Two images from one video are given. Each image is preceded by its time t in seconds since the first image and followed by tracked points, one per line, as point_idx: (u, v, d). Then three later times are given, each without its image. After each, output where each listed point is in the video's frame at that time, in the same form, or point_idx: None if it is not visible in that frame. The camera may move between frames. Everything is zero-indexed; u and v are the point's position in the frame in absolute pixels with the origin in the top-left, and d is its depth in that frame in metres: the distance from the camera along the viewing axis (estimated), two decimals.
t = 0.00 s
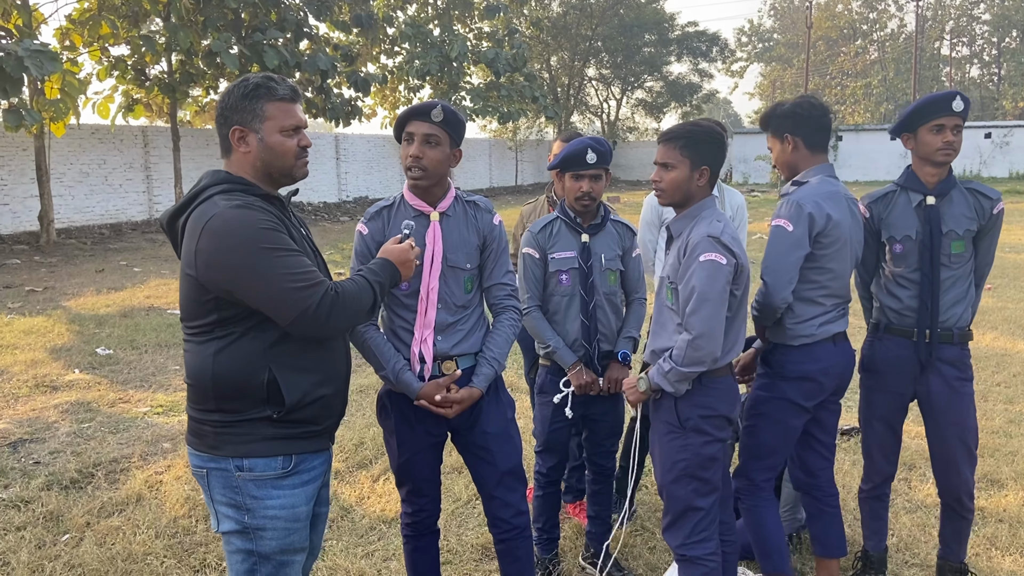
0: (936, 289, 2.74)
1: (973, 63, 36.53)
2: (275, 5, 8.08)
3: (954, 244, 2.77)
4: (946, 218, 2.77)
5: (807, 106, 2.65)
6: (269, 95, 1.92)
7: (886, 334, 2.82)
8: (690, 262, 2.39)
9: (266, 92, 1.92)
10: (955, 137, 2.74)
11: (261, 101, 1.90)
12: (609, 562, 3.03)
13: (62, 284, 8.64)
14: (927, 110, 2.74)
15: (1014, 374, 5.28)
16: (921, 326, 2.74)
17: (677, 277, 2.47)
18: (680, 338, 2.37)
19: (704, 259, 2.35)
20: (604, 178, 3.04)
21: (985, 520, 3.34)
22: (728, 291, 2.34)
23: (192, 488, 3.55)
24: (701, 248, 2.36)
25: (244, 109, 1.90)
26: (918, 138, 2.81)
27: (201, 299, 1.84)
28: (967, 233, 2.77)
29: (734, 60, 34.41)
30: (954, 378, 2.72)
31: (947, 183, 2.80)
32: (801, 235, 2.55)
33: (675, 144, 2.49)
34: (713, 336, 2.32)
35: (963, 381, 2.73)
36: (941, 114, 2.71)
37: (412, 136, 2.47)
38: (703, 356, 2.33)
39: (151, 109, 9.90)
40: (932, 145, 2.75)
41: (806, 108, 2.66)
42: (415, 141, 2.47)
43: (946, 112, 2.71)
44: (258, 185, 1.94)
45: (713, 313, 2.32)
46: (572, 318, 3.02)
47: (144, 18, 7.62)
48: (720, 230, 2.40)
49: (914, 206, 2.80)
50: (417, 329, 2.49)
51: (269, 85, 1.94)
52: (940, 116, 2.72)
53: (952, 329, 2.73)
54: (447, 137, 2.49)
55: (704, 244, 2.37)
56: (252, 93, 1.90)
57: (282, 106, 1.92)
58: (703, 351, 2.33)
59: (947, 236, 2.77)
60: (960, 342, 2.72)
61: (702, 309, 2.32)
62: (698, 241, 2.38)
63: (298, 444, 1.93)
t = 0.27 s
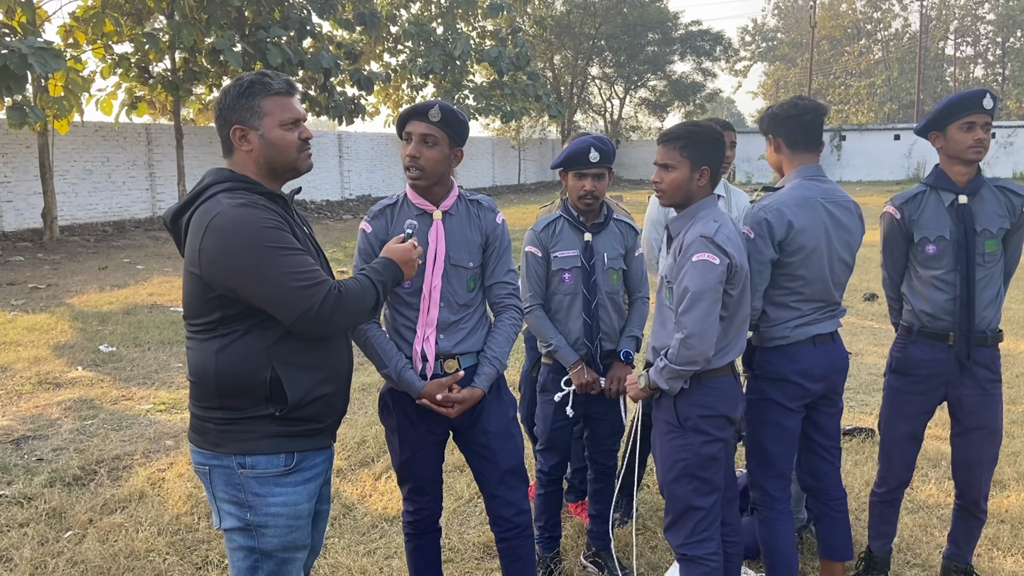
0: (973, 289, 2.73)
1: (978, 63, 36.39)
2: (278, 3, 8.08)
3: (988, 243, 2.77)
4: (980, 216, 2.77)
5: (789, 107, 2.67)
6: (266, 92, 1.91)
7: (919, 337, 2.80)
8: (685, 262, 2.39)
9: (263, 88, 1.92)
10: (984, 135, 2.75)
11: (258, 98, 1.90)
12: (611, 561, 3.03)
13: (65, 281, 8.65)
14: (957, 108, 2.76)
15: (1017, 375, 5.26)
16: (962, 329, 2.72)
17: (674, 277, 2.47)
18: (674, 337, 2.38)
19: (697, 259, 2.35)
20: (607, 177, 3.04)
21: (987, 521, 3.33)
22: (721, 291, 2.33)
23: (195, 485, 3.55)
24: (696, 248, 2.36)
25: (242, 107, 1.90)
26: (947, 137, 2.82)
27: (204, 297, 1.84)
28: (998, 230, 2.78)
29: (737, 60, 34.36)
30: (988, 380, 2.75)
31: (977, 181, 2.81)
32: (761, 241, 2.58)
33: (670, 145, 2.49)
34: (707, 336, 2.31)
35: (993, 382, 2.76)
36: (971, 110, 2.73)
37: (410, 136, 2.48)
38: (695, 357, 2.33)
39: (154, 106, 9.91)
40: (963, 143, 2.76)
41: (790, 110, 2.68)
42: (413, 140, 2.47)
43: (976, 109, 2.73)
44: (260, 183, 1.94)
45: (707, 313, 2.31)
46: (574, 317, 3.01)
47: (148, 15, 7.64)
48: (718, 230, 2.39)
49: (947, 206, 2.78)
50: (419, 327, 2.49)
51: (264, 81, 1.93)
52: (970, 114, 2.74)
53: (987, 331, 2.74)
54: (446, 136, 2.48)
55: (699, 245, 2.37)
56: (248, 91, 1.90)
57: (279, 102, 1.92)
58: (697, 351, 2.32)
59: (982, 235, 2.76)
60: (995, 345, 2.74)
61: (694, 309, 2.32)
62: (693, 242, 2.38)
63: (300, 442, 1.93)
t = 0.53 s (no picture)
0: (995, 289, 2.73)
1: (983, 63, 36.23)
2: (283, 1, 8.09)
3: (1010, 243, 2.79)
4: (1002, 216, 2.78)
5: (764, 113, 2.67)
6: (278, 93, 1.92)
7: (936, 335, 2.80)
8: (681, 263, 2.39)
9: (275, 89, 1.92)
10: (1007, 134, 2.75)
11: (270, 99, 1.91)
12: (614, 560, 3.03)
13: (70, 278, 8.68)
14: (982, 107, 2.75)
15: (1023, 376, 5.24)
16: (985, 329, 2.72)
17: (671, 277, 2.48)
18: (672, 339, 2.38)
19: (692, 261, 2.35)
20: (612, 177, 3.04)
21: (991, 522, 3.32)
22: (717, 291, 2.33)
23: (199, 482, 3.56)
24: (690, 248, 2.36)
25: (253, 106, 1.90)
26: (970, 136, 2.81)
27: (209, 295, 1.85)
28: (1018, 230, 2.80)
29: (741, 59, 34.28)
30: (1000, 380, 2.77)
31: (999, 182, 2.82)
32: (761, 243, 2.56)
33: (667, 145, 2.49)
34: (705, 337, 2.31)
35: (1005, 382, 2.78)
36: (995, 110, 2.73)
37: (415, 135, 2.48)
38: (693, 357, 2.33)
39: (159, 104, 9.93)
40: (987, 142, 2.76)
41: (764, 117, 2.69)
42: (418, 140, 2.47)
43: (1000, 108, 2.73)
44: (267, 183, 1.94)
45: (704, 313, 2.31)
46: (578, 316, 3.01)
47: (153, 13, 7.65)
48: (714, 231, 2.39)
49: (970, 204, 2.79)
50: (424, 326, 2.50)
51: (278, 82, 1.94)
52: (995, 113, 2.73)
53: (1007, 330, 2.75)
54: (451, 135, 2.49)
55: (693, 247, 2.37)
56: (261, 91, 1.91)
57: (291, 104, 1.93)
58: (695, 352, 2.32)
59: (1004, 234, 2.78)
60: (1009, 344, 2.76)
61: (691, 311, 2.32)
62: (688, 243, 2.38)
63: (306, 440, 1.93)
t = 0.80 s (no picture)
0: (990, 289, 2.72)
1: (989, 63, 36.09)
2: None
3: (1009, 243, 2.75)
4: (1002, 216, 2.75)
5: (772, 113, 2.67)
6: (281, 90, 1.92)
7: (931, 334, 2.81)
8: (679, 261, 2.39)
9: (278, 87, 1.92)
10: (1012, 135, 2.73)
11: (274, 96, 1.91)
12: (617, 559, 3.03)
13: (75, 275, 8.70)
14: (987, 106, 2.73)
15: None
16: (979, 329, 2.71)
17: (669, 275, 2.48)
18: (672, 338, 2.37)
19: (690, 260, 2.34)
20: (617, 176, 3.04)
21: (995, 522, 3.31)
22: (715, 290, 2.32)
23: (203, 479, 3.57)
24: (687, 248, 2.36)
25: (256, 103, 1.90)
26: (974, 135, 2.79)
27: (214, 293, 1.85)
28: (1021, 231, 2.76)
29: (746, 58, 34.21)
30: (996, 382, 2.76)
31: (1002, 181, 2.79)
32: (765, 244, 2.55)
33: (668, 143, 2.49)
34: (704, 337, 2.31)
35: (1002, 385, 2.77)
36: (1000, 110, 2.70)
37: (421, 133, 2.47)
38: (693, 356, 2.33)
39: (165, 101, 9.94)
40: (990, 142, 2.74)
41: (772, 117, 2.69)
42: (423, 138, 2.47)
43: (1006, 109, 2.70)
44: (272, 179, 1.94)
45: (702, 312, 2.31)
46: (583, 315, 3.01)
47: (158, 11, 7.66)
48: (714, 230, 2.38)
49: (970, 203, 2.77)
50: (427, 324, 2.49)
51: (281, 79, 1.94)
52: (1000, 113, 2.71)
53: (1005, 332, 2.73)
54: (457, 133, 2.49)
55: (691, 245, 2.36)
56: (264, 88, 1.91)
57: (295, 101, 1.93)
58: (694, 351, 2.32)
59: (1003, 234, 2.75)
60: (1005, 346, 2.74)
61: (689, 310, 2.32)
62: (686, 242, 2.38)
63: (309, 437, 1.93)
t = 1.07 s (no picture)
0: (981, 290, 2.71)
1: (995, 63, 35.93)
2: None
3: (1000, 243, 2.73)
4: (991, 216, 2.74)
5: (788, 110, 2.65)
6: (284, 88, 1.92)
7: (925, 337, 2.81)
8: (678, 260, 2.40)
9: (281, 85, 1.92)
10: (1004, 137, 2.72)
11: (276, 94, 1.90)
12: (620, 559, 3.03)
13: (79, 272, 8.72)
14: (979, 107, 2.73)
15: None
16: (967, 329, 2.71)
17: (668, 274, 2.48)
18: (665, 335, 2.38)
19: (688, 259, 2.34)
20: (622, 175, 3.03)
21: (998, 524, 3.29)
22: (712, 290, 2.32)
23: (207, 477, 3.57)
24: (686, 247, 2.37)
25: (259, 102, 1.90)
26: (966, 136, 2.78)
27: (217, 291, 1.85)
28: (1013, 231, 2.73)
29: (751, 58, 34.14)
30: (993, 385, 2.72)
31: (994, 182, 2.77)
32: (773, 244, 2.54)
33: (675, 143, 2.48)
34: (701, 334, 2.31)
35: (1000, 387, 2.73)
36: (992, 112, 2.70)
37: (426, 132, 2.47)
38: (680, 352, 2.33)
39: (169, 99, 9.96)
40: (980, 144, 2.73)
41: (788, 115, 2.67)
42: (429, 137, 2.46)
43: (997, 111, 2.69)
44: (276, 178, 1.94)
45: (696, 311, 2.31)
46: (586, 315, 3.00)
47: (164, 9, 7.67)
48: (715, 230, 2.37)
49: (959, 205, 2.77)
50: (431, 323, 2.49)
51: (283, 78, 1.94)
52: (991, 115, 2.70)
53: (997, 333, 2.71)
54: (462, 131, 2.48)
55: (691, 245, 2.36)
56: (267, 86, 1.91)
57: (297, 99, 1.92)
58: (688, 348, 2.32)
59: (993, 235, 2.73)
60: (1000, 348, 2.71)
61: (683, 308, 2.32)
62: (686, 241, 2.38)
63: (312, 436, 1.93)
